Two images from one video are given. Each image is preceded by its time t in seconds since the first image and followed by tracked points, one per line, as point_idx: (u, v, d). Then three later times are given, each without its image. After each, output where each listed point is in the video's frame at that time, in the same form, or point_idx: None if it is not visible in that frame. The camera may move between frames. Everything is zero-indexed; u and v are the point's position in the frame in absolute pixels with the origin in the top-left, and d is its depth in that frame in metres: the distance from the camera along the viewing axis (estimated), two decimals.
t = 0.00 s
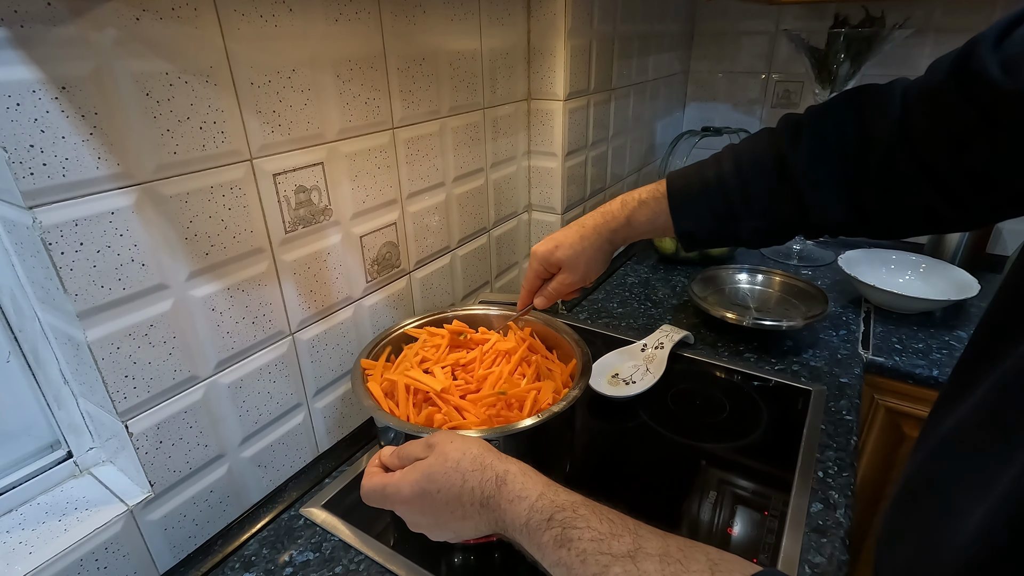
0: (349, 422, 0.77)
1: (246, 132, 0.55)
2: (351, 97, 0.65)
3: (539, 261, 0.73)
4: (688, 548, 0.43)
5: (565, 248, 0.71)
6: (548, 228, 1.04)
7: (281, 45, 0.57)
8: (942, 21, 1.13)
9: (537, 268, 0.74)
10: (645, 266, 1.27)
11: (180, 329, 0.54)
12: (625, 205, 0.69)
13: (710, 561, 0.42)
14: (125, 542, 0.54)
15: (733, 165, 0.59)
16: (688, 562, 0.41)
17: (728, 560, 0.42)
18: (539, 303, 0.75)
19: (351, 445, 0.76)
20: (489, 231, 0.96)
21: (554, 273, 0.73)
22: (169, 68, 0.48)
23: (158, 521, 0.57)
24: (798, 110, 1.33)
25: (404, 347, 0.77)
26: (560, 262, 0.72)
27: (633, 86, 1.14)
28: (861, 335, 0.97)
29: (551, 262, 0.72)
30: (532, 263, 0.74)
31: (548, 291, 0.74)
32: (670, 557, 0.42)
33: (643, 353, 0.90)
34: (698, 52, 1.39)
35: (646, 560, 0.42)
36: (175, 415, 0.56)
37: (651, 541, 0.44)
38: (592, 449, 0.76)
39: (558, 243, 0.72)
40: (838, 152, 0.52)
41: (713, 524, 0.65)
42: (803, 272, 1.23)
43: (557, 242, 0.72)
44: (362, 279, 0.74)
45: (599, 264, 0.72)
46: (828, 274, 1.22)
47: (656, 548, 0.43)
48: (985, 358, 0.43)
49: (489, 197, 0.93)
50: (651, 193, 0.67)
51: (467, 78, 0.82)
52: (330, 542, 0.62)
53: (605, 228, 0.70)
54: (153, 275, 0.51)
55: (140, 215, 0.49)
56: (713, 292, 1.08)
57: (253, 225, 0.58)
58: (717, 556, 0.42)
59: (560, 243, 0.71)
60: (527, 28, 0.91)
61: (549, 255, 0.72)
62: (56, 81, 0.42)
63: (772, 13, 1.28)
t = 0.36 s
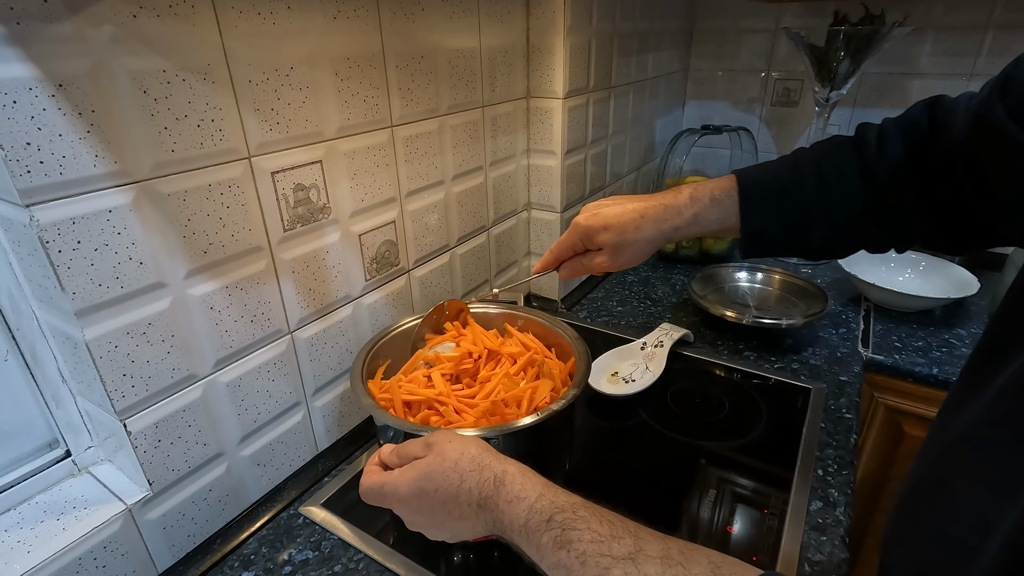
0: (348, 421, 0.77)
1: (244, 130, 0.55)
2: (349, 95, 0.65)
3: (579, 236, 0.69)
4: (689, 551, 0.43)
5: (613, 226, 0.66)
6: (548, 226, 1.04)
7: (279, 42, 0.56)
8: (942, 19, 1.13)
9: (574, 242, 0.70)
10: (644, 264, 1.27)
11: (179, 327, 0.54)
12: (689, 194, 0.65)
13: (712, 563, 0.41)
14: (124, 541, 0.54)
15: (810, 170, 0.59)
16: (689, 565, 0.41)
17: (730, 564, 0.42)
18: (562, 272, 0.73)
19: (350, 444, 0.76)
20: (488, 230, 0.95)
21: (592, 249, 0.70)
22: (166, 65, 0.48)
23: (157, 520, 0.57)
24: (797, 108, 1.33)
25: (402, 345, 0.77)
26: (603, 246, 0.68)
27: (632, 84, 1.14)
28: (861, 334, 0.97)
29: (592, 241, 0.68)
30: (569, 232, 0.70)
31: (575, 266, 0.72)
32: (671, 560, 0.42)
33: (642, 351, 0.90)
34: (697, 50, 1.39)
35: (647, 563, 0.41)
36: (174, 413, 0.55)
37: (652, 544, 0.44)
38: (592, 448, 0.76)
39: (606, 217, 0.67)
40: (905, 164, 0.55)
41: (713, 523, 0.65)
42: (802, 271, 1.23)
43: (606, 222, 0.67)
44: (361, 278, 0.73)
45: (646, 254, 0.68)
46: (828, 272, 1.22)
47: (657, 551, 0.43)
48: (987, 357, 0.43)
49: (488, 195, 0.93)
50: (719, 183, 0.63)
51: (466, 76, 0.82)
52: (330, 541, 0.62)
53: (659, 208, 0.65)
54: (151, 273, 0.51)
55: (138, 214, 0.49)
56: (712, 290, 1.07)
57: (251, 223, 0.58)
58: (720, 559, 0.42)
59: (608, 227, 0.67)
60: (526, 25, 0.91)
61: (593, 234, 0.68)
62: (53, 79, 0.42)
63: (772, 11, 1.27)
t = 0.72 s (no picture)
0: (347, 419, 0.77)
1: (242, 126, 0.55)
2: (348, 91, 0.65)
3: (653, 223, 0.66)
4: (690, 554, 0.43)
5: (692, 218, 0.65)
6: (548, 224, 1.03)
7: (276, 37, 0.56)
8: (942, 16, 1.13)
9: (642, 227, 0.67)
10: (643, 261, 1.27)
11: (176, 324, 0.54)
12: (771, 190, 0.63)
13: (713, 567, 0.41)
14: (122, 538, 0.54)
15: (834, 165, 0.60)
16: (688, 567, 0.41)
17: (730, 567, 0.42)
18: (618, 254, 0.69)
19: (349, 442, 0.76)
20: (487, 227, 0.95)
21: (659, 235, 0.68)
22: (163, 60, 0.48)
23: (155, 517, 0.56)
24: (797, 105, 1.33)
25: (400, 343, 0.77)
26: (675, 236, 0.66)
27: (631, 81, 1.14)
28: (860, 331, 0.97)
29: (666, 228, 0.66)
30: (638, 216, 0.67)
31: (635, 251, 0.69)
32: (670, 563, 0.42)
33: (642, 349, 0.89)
34: (697, 47, 1.38)
35: (646, 565, 0.41)
36: (172, 410, 0.55)
37: (652, 547, 0.43)
38: (591, 446, 0.76)
39: (683, 207, 0.65)
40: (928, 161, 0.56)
41: (712, 520, 0.65)
42: (802, 268, 1.23)
43: (684, 211, 0.65)
44: (359, 275, 0.73)
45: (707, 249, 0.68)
46: (827, 269, 1.21)
47: (657, 554, 0.43)
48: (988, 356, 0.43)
49: (487, 192, 0.93)
50: (799, 177, 0.62)
51: (465, 73, 0.81)
52: (329, 539, 0.62)
53: (742, 206, 0.63)
54: (148, 270, 0.50)
55: (135, 210, 0.48)
56: (711, 287, 1.07)
57: (249, 220, 0.58)
58: (721, 563, 0.42)
59: (688, 217, 0.65)
60: (525, 22, 0.90)
61: (670, 221, 0.66)
62: (48, 74, 0.41)
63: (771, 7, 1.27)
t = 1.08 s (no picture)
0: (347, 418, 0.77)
1: (243, 125, 0.55)
2: (348, 91, 0.65)
3: (637, 270, 0.63)
4: (685, 559, 0.43)
5: (675, 269, 0.61)
6: (548, 224, 1.04)
7: (277, 37, 0.56)
8: (942, 16, 1.13)
9: (628, 275, 0.63)
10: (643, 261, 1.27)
11: (177, 323, 0.54)
12: (747, 236, 0.58)
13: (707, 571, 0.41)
14: (122, 538, 0.54)
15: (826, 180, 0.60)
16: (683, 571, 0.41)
17: (724, 570, 0.42)
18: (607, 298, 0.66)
19: (349, 441, 0.76)
20: (487, 227, 0.95)
21: (642, 283, 0.65)
22: (164, 60, 0.48)
23: (156, 516, 0.56)
24: (797, 106, 1.33)
25: (400, 343, 0.77)
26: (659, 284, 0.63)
27: (631, 82, 1.14)
28: (860, 331, 0.97)
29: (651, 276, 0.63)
30: (622, 267, 0.63)
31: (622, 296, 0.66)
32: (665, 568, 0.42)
33: (641, 349, 0.89)
34: (697, 47, 1.39)
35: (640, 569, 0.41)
36: (173, 410, 0.55)
37: (647, 553, 0.43)
38: (590, 446, 0.76)
39: (667, 258, 0.61)
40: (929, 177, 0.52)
41: (712, 520, 0.65)
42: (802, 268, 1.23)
43: (668, 262, 0.61)
44: (360, 275, 0.73)
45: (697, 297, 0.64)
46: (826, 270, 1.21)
47: (651, 560, 0.43)
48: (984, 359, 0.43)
49: (487, 192, 0.93)
50: (774, 223, 0.56)
51: (466, 73, 0.81)
52: (328, 538, 0.62)
53: (723, 256, 0.59)
54: (150, 269, 0.51)
55: (136, 209, 0.48)
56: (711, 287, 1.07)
57: (250, 219, 0.58)
58: (713, 569, 0.42)
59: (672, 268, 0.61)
60: (526, 22, 0.90)
61: (652, 270, 0.62)
62: (50, 74, 0.42)
63: (771, 8, 1.27)
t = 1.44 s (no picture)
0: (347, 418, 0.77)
1: (243, 126, 0.55)
2: (349, 92, 0.65)
3: (587, 213, 0.65)
4: (683, 558, 0.43)
5: (622, 211, 0.62)
6: (548, 224, 1.04)
7: (277, 38, 0.56)
8: (942, 17, 1.13)
9: (581, 221, 0.65)
10: (643, 262, 1.27)
11: (178, 324, 0.54)
12: (696, 185, 0.60)
13: (706, 570, 0.42)
14: (123, 538, 0.54)
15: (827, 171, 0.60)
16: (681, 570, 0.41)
17: (722, 569, 0.42)
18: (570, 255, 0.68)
19: (349, 442, 0.76)
20: (487, 228, 0.95)
21: (598, 230, 0.66)
22: (164, 62, 0.48)
23: (156, 517, 0.57)
24: (797, 106, 1.33)
25: (400, 344, 0.77)
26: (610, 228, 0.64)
27: (631, 82, 1.14)
28: (860, 331, 0.97)
29: (603, 220, 0.64)
30: (575, 212, 0.66)
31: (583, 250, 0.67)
32: (664, 567, 0.42)
33: (641, 349, 0.90)
34: (697, 47, 1.39)
35: (639, 568, 0.42)
36: (173, 410, 0.55)
37: (646, 551, 0.44)
38: (590, 446, 0.76)
39: (614, 199, 0.63)
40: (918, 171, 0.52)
41: (712, 521, 0.65)
42: (802, 268, 1.23)
43: (616, 203, 0.63)
44: (360, 276, 0.73)
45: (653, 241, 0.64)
46: (826, 270, 1.22)
47: (650, 558, 0.43)
48: (980, 358, 0.43)
49: (487, 192, 0.93)
50: (725, 180, 0.58)
51: (466, 73, 0.82)
52: (329, 538, 0.62)
53: (675, 201, 0.60)
54: (150, 270, 0.51)
55: (136, 210, 0.48)
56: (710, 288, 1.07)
57: (250, 220, 0.58)
58: (713, 568, 0.42)
59: (621, 208, 0.62)
60: (526, 23, 0.91)
61: (603, 213, 0.64)
62: (51, 75, 0.42)
63: (771, 8, 1.27)
